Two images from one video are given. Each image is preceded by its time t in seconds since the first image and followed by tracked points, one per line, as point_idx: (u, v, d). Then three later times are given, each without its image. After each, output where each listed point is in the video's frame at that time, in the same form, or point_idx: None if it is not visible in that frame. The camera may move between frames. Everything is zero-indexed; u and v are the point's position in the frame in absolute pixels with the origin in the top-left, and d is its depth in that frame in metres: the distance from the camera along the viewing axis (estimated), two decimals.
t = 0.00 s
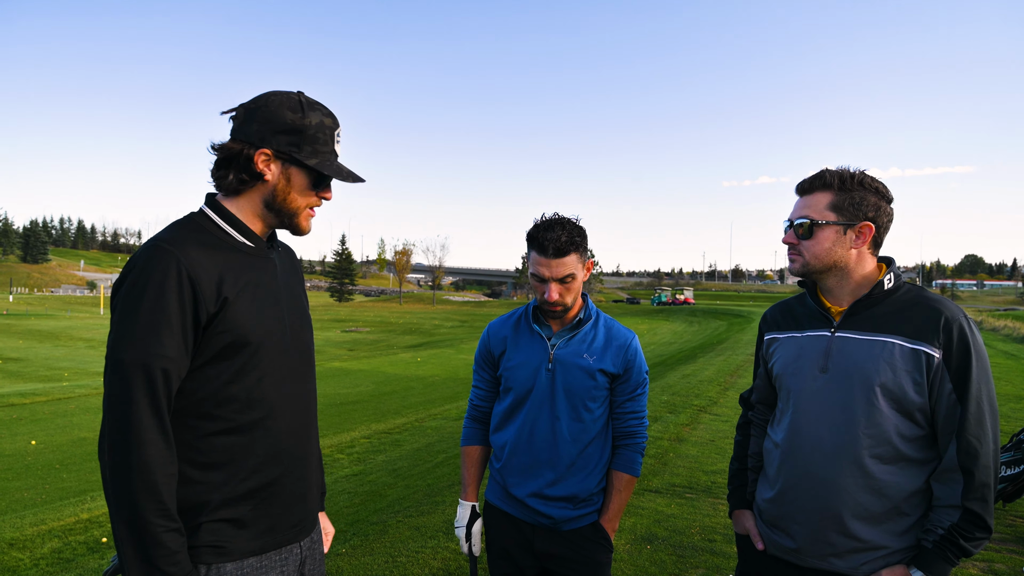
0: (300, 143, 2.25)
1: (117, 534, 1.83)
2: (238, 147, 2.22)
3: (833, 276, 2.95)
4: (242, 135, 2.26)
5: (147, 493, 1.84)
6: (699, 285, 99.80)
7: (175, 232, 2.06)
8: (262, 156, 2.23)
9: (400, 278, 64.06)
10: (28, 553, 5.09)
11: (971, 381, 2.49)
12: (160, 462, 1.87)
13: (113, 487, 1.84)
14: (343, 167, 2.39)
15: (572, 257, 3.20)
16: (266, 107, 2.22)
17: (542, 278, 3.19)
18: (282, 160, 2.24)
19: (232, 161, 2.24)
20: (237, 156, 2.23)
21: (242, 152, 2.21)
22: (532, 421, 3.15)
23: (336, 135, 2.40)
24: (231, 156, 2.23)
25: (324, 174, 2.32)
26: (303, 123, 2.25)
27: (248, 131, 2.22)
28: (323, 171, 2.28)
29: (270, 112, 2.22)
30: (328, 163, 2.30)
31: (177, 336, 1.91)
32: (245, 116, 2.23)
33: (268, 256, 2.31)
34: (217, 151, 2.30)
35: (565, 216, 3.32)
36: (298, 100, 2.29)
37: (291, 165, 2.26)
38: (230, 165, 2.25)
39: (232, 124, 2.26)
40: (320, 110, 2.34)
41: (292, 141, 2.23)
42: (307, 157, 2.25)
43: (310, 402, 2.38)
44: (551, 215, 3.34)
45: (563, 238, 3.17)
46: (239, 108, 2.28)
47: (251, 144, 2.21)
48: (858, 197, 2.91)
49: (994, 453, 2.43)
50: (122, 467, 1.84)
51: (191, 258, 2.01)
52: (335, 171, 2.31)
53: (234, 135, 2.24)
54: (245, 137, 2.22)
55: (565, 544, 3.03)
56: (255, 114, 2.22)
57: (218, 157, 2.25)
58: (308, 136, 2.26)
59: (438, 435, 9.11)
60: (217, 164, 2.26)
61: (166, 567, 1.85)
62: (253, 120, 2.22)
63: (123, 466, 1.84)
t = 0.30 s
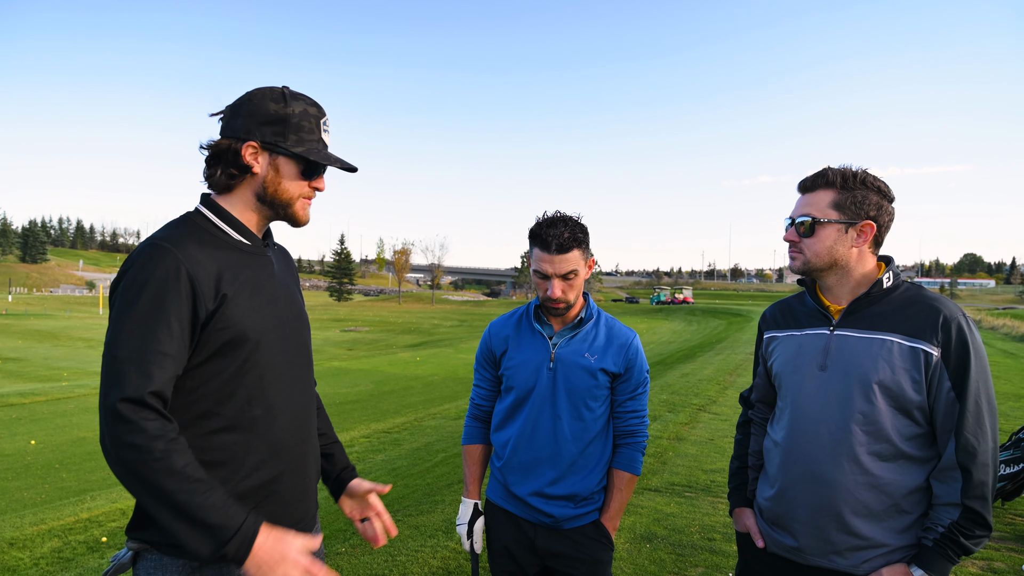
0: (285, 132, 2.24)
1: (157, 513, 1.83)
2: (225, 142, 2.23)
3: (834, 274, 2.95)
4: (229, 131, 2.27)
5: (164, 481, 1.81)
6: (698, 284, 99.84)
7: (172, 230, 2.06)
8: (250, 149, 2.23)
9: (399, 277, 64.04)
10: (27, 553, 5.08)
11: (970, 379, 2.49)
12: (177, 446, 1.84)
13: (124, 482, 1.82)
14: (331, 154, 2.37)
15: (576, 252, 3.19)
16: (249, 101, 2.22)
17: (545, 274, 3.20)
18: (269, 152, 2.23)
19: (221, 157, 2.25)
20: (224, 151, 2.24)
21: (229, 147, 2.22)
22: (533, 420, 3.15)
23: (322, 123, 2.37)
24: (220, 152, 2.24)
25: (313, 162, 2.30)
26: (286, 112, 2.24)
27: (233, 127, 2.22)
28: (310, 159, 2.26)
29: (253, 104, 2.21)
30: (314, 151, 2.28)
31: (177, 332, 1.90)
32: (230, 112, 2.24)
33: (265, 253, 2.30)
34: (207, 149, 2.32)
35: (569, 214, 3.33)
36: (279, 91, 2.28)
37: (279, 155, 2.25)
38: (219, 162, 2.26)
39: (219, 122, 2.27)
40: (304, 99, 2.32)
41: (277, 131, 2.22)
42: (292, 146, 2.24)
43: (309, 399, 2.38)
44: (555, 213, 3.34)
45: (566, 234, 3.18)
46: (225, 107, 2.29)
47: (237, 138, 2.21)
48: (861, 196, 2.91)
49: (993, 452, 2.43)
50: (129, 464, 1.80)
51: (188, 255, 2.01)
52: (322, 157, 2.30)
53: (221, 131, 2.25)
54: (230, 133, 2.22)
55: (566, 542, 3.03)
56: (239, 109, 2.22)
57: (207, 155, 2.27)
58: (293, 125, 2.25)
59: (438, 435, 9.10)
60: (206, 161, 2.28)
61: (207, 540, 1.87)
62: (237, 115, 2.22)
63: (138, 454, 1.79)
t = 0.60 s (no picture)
0: (280, 131, 2.23)
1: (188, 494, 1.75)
2: (225, 140, 2.26)
3: (835, 272, 2.96)
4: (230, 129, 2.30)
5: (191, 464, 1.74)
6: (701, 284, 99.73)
7: (176, 230, 2.08)
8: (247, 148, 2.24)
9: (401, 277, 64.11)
10: (32, 552, 5.11)
11: (971, 376, 2.49)
12: (196, 426, 1.78)
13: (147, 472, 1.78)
14: (328, 154, 2.35)
15: (578, 249, 3.20)
16: (249, 99, 2.24)
17: (547, 273, 3.21)
18: (265, 150, 2.24)
19: (221, 155, 2.29)
20: (224, 149, 2.27)
21: (228, 145, 2.25)
22: (536, 419, 3.16)
23: (321, 123, 2.36)
24: (220, 149, 2.27)
25: (307, 162, 2.28)
26: (282, 111, 2.23)
27: (233, 125, 2.25)
28: (304, 158, 2.24)
29: (252, 103, 2.23)
30: (310, 151, 2.27)
31: (188, 328, 1.91)
32: (232, 110, 2.27)
33: (267, 252, 2.32)
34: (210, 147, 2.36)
35: (571, 212, 3.34)
36: (280, 90, 2.28)
37: (274, 154, 2.25)
38: (219, 159, 2.30)
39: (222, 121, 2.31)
40: (304, 99, 2.31)
41: (272, 130, 2.22)
42: (287, 145, 2.23)
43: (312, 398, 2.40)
44: (557, 210, 3.36)
45: (567, 231, 3.19)
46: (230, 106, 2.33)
47: (235, 136, 2.23)
48: (864, 194, 2.91)
49: (995, 449, 2.43)
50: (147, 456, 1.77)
51: (194, 254, 2.02)
52: (317, 156, 2.27)
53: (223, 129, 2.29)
54: (230, 131, 2.25)
55: (571, 541, 3.05)
56: (239, 107, 2.25)
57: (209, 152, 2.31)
58: (289, 123, 2.24)
59: (440, 434, 9.12)
60: (208, 158, 2.32)
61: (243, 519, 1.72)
62: (237, 113, 2.24)
63: (161, 439, 1.74)
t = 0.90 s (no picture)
0: (296, 139, 2.25)
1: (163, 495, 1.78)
2: (235, 145, 2.23)
3: (834, 270, 2.97)
4: (238, 133, 2.26)
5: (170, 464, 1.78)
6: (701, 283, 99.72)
7: (174, 232, 2.09)
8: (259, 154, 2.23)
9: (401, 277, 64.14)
10: (33, 555, 5.13)
11: (969, 375, 2.50)
12: (177, 432, 1.80)
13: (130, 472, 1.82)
14: (340, 161, 2.39)
15: (574, 249, 3.21)
16: (261, 104, 2.22)
17: (545, 273, 3.22)
18: (279, 157, 2.25)
19: (230, 159, 2.25)
20: (234, 154, 2.24)
21: (239, 150, 2.22)
22: (536, 419, 3.17)
23: (332, 129, 2.38)
24: (229, 154, 2.24)
25: (321, 169, 2.32)
26: (298, 119, 2.25)
27: (244, 130, 2.22)
28: (320, 167, 2.28)
29: (264, 109, 2.22)
30: (325, 159, 2.30)
31: (181, 333, 1.92)
32: (241, 113, 2.23)
33: (268, 254, 2.33)
34: (214, 148, 2.31)
35: (566, 212, 3.35)
36: (292, 96, 2.28)
37: (288, 161, 2.26)
38: (228, 164, 2.27)
39: (228, 123, 2.26)
40: (315, 105, 2.33)
41: (288, 137, 2.23)
42: (303, 153, 2.25)
43: (314, 399, 2.41)
44: (552, 211, 3.37)
45: (564, 231, 3.20)
46: (235, 107, 2.28)
47: (248, 141, 2.21)
48: (863, 193, 2.93)
49: (992, 447, 2.45)
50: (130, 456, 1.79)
51: (190, 257, 2.03)
52: (332, 165, 2.31)
53: (231, 132, 2.25)
54: (241, 135, 2.22)
55: (570, 541, 3.05)
56: (250, 111, 2.22)
57: (215, 155, 2.27)
58: (304, 131, 2.26)
59: (441, 435, 9.13)
60: (214, 162, 2.27)
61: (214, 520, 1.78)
62: (248, 118, 2.22)
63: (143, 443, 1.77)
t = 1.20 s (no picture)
0: (296, 139, 2.26)
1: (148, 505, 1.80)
2: (233, 144, 2.22)
3: (831, 269, 2.97)
4: (235, 131, 2.26)
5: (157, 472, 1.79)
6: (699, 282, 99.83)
7: (170, 232, 2.08)
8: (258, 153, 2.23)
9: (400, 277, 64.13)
10: (32, 554, 5.12)
11: (966, 374, 2.51)
12: (161, 444, 1.80)
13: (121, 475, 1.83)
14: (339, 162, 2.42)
15: (572, 248, 3.21)
16: (261, 103, 2.22)
17: (543, 272, 3.22)
18: (278, 156, 2.26)
19: (228, 158, 2.24)
20: (232, 152, 2.23)
21: (237, 149, 2.22)
22: (535, 419, 3.16)
23: (330, 129, 2.41)
24: (226, 152, 2.23)
25: (320, 170, 2.34)
26: (298, 119, 2.27)
27: (243, 128, 2.22)
28: (319, 168, 2.30)
29: (264, 108, 2.22)
30: (324, 160, 2.33)
31: (176, 336, 1.92)
32: (239, 112, 2.23)
33: (264, 253, 2.32)
34: (210, 146, 2.29)
35: (562, 210, 3.34)
36: (292, 95, 2.29)
37: (287, 162, 2.28)
38: (225, 163, 2.25)
39: (226, 120, 2.25)
40: (315, 105, 2.34)
41: (288, 138, 2.24)
42: (303, 153, 2.27)
43: (310, 399, 2.41)
44: (549, 209, 3.36)
45: (561, 229, 3.20)
46: (232, 103, 2.27)
47: (247, 140, 2.21)
48: (859, 191, 2.93)
49: (989, 445, 2.45)
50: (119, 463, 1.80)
51: (186, 258, 2.02)
52: (331, 166, 2.34)
53: (228, 131, 2.24)
54: (240, 134, 2.22)
55: (569, 541, 3.06)
56: (249, 110, 2.22)
57: (211, 153, 2.25)
58: (304, 132, 2.27)
59: (440, 434, 9.12)
60: (211, 160, 2.26)
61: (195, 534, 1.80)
62: (248, 116, 2.22)
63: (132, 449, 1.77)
